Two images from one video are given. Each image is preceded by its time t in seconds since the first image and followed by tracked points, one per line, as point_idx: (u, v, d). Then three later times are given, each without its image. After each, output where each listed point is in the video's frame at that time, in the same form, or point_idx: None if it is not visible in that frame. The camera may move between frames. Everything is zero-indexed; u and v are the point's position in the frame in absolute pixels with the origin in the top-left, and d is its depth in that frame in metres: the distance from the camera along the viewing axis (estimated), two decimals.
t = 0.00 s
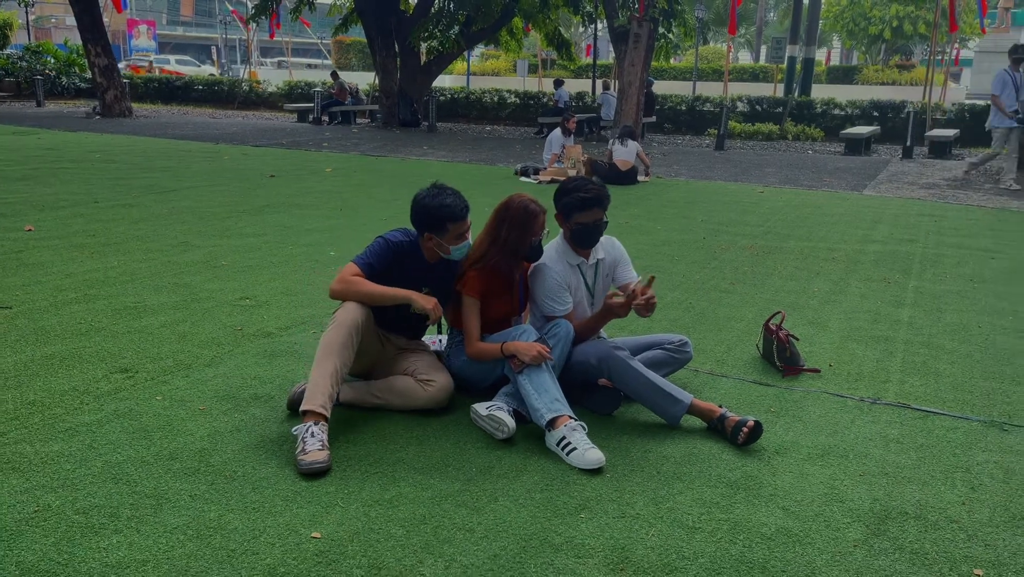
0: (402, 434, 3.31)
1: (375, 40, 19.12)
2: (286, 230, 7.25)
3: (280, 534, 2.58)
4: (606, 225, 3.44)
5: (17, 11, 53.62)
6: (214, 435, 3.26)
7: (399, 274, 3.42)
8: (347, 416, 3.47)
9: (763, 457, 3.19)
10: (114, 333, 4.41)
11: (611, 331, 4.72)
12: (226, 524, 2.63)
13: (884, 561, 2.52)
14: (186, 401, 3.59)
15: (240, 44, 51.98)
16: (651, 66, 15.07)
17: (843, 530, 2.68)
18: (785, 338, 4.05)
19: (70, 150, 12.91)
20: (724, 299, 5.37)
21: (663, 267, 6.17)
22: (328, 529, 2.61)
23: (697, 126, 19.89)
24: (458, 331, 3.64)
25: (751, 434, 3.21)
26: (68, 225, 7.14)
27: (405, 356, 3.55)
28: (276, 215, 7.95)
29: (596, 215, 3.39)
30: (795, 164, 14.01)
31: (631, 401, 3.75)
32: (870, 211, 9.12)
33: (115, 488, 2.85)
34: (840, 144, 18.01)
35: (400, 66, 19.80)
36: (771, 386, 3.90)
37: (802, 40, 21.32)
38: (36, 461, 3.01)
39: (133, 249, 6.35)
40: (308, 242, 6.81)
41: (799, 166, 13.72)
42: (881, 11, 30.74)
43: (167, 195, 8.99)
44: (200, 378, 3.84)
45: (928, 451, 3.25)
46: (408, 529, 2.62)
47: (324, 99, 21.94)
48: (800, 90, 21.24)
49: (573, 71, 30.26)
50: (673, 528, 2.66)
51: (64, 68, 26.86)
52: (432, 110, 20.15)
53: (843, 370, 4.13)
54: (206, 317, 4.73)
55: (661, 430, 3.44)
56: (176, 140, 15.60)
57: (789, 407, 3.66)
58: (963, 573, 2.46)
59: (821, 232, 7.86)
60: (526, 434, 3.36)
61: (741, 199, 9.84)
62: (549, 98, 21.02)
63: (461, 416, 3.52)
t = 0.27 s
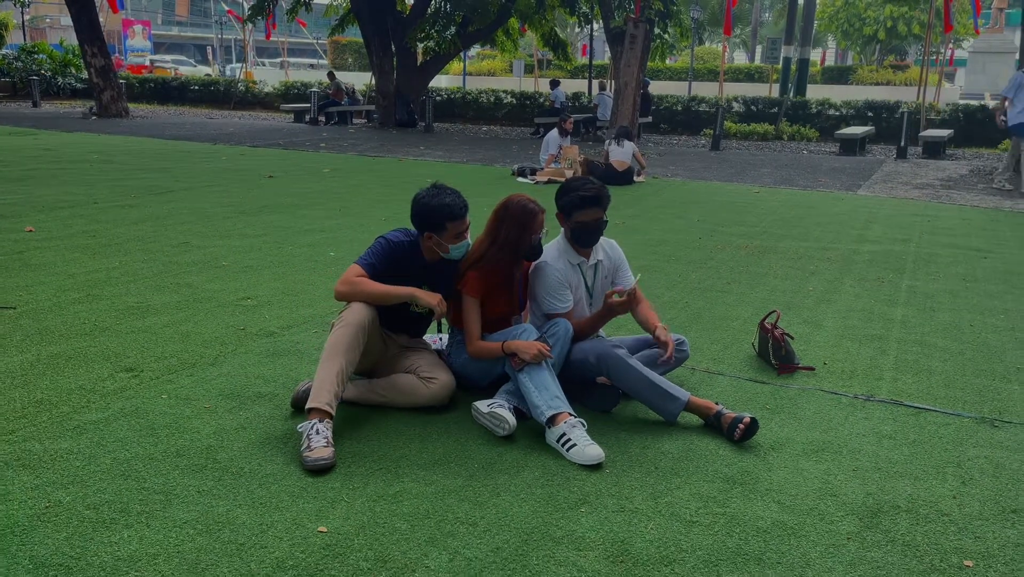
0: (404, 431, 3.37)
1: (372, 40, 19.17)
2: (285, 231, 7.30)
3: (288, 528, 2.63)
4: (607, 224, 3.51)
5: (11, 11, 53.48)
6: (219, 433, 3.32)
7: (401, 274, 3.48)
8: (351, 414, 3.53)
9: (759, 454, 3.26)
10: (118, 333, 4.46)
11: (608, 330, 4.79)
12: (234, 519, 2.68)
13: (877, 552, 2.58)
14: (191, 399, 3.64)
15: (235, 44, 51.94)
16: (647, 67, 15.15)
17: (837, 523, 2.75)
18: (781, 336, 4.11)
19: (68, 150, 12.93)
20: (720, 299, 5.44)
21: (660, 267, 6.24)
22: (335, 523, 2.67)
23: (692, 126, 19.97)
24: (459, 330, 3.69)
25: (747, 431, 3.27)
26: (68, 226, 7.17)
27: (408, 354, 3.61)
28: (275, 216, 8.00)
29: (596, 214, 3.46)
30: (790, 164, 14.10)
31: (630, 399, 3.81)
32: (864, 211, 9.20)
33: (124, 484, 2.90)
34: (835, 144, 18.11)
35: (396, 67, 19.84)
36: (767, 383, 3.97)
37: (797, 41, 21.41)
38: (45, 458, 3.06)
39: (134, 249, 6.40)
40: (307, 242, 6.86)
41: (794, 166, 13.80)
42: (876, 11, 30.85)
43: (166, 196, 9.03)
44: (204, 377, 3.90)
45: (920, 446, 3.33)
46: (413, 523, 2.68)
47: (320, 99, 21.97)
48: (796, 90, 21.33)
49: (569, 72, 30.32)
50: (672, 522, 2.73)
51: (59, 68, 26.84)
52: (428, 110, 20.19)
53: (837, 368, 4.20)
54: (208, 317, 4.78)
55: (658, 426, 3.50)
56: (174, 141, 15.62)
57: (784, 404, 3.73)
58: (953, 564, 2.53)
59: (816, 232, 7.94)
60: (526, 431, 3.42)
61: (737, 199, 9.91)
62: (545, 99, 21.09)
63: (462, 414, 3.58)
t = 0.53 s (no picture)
0: (406, 427, 3.43)
1: (368, 40, 19.21)
2: (284, 231, 7.35)
3: (295, 522, 2.69)
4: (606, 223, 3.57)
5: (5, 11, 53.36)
6: (226, 429, 3.38)
7: (403, 273, 3.54)
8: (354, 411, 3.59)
9: (756, 448, 3.32)
10: (122, 332, 4.51)
11: (607, 329, 4.85)
12: (243, 512, 2.74)
13: (871, 543, 2.65)
14: (197, 396, 3.70)
15: (231, 44, 51.91)
16: (643, 68, 15.23)
17: (831, 515, 2.82)
18: (776, 334, 4.17)
19: (66, 151, 12.96)
20: (716, 297, 5.51)
21: (657, 267, 6.31)
22: (341, 516, 2.73)
23: (688, 126, 20.06)
24: (459, 328, 3.75)
25: (744, 426, 3.34)
26: (69, 226, 7.22)
27: (410, 352, 3.67)
28: (275, 216, 8.05)
29: (595, 213, 3.52)
30: (785, 164, 14.18)
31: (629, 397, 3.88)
32: (859, 211, 9.28)
33: (134, 479, 2.96)
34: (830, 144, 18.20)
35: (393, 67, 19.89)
36: (762, 380, 4.04)
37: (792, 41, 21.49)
38: (56, 454, 3.11)
39: (136, 250, 6.45)
40: (307, 242, 6.91)
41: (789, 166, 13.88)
42: (870, 12, 30.96)
43: (165, 196, 9.07)
44: (209, 375, 3.96)
45: (912, 441, 3.40)
46: (417, 516, 2.74)
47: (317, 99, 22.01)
48: (791, 90, 21.43)
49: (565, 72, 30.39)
50: (670, 514, 2.79)
51: (55, 68, 26.81)
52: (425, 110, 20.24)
53: (832, 365, 4.28)
54: (211, 316, 4.83)
55: (656, 421, 3.57)
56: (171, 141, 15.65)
57: (780, 401, 3.80)
58: (944, 555, 2.60)
59: (811, 231, 8.02)
60: (527, 427, 3.49)
61: (732, 199, 9.99)
62: (542, 99, 21.16)
63: (463, 410, 3.64)
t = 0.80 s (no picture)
0: (408, 424, 3.49)
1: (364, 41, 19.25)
2: (283, 231, 7.40)
3: (302, 517, 2.75)
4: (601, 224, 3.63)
5: None
6: (231, 427, 3.43)
7: (404, 272, 3.59)
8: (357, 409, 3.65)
9: (752, 444, 3.39)
10: (126, 332, 4.56)
11: (605, 328, 4.92)
12: (250, 508, 2.80)
13: (864, 536, 2.72)
14: (202, 395, 3.76)
15: (226, 44, 51.85)
16: (639, 68, 15.30)
17: (826, 509, 2.88)
18: (772, 333, 4.23)
19: (62, 151, 12.98)
20: (712, 297, 5.58)
21: (654, 266, 6.37)
22: (346, 512, 2.79)
23: (683, 126, 20.13)
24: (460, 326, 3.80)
25: (740, 423, 3.40)
26: (69, 226, 7.26)
27: (412, 351, 3.73)
28: (273, 216, 8.09)
29: (590, 215, 3.57)
30: (780, 164, 14.25)
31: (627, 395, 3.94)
32: (853, 210, 9.36)
33: (141, 476, 3.01)
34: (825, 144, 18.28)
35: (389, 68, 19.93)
36: (758, 378, 4.11)
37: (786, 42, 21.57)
38: (64, 452, 3.16)
39: (136, 250, 6.49)
40: (307, 243, 6.96)
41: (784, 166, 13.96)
42: (864, 12, 31.06)
43: (164, 196, 9.11)
44: (213, 374, 4.01)
45: (905, 437, 3.47)
46: (421, 511, 2.80)
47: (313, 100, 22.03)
48: (786, 91, 21.53)
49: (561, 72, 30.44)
50: (668, 508, 2.86)
51: (51, 69, 26.77)
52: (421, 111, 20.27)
53: (827, 363, 4.34)
54: (213, 316, 4.88)
55: (654, 418, 3.64)
56: (168, 142, 15.67)
57: (775, 398, 3.87)
58: (935, 547, 2.67)
59: (805, 231, 8.09)
60: (527, 424, 3.55)
61: (728, 199, 10.06)
62: (538, 99, 21.22)
63: (464, 408, 3.70)
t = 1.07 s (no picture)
0: (421, 411, 3.71)
1: (373, 40, 19.45)
2: (296, 228, 7.62)
3: (325, 494, 2.97)
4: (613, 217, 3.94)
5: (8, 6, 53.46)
6: (254, 413, 3.66)
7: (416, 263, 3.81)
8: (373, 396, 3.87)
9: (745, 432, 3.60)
10: (151, 324, 4.78)
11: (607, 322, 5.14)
12: (276, 486, 3.02)
13: (846, 515, 2.93)
14: (226, 383, 3.98)
15: (233, 41, 52.05)
16: (644, 68, 15.48)
17: (811, 491, 3.09)
18: (766, 328, 4.45)
19: (77, 148, 13.20)
20: (711, 293, 5.78)
21: (655, 264, 6.58)
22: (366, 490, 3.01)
23: (688, 124, 20.30)
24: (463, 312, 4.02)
25: (729, 408, 3.62)
26: (89, 223, 7.49)
27: (425, 342, 3.94)
28: (286, 213, 8.31)
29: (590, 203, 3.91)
30: (783, 163, 14.43)
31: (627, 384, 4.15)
32: (852, 210, 9.55)
33: (174, 458, 3.23)
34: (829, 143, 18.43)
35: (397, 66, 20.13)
36: (751, 370, 4.33)
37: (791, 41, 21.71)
38: (101, 435, 3.39)
39: (156, 246, 6.71)
40: (320, 239, 7.18)
41: (787, 165, 14.14)
42: (870, 11, 31.14)
43: (179, 193, 9.34)
44: (235, 364, 4.23)
45: (889, 426, 3.67)
46: (434, 490, 3.02)
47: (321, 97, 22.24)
48: (790, 90, 21.68)
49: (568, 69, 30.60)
50: (664, 489, 3.07)
51: (62, 65, 26.98)
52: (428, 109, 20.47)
53: (819, 357, 4.55)
54: (233, 310, 5.10)
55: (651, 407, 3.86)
56: (179, 139, 15.89)
57: (768, 389, 4.08)
58: (912, 526, 2.88)
59: (805, 230, 8.28)
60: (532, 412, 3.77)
61: (730, 198, 10.26)
62: (544, 98, 21.41)
63: (473, 396, 3.92)
